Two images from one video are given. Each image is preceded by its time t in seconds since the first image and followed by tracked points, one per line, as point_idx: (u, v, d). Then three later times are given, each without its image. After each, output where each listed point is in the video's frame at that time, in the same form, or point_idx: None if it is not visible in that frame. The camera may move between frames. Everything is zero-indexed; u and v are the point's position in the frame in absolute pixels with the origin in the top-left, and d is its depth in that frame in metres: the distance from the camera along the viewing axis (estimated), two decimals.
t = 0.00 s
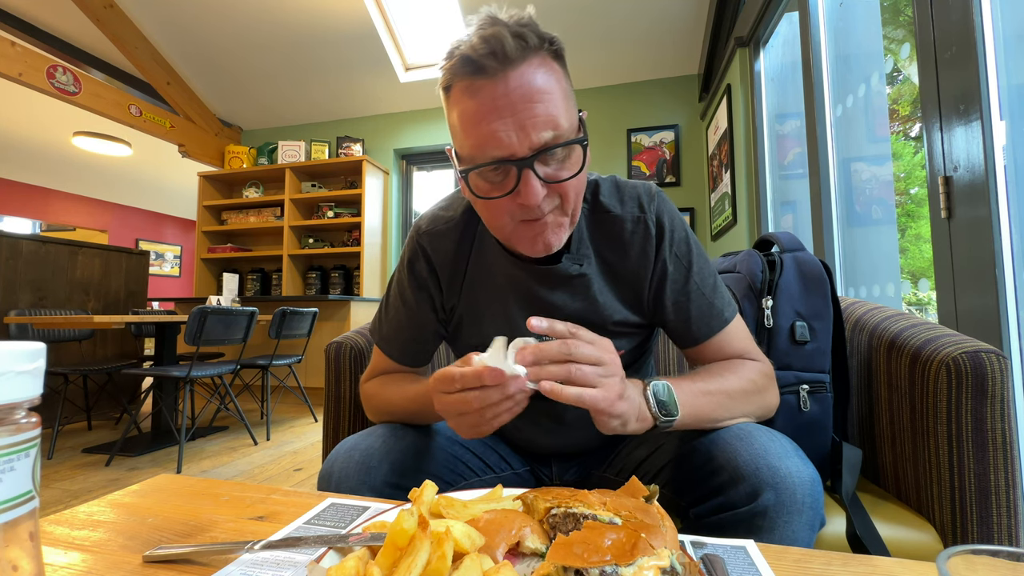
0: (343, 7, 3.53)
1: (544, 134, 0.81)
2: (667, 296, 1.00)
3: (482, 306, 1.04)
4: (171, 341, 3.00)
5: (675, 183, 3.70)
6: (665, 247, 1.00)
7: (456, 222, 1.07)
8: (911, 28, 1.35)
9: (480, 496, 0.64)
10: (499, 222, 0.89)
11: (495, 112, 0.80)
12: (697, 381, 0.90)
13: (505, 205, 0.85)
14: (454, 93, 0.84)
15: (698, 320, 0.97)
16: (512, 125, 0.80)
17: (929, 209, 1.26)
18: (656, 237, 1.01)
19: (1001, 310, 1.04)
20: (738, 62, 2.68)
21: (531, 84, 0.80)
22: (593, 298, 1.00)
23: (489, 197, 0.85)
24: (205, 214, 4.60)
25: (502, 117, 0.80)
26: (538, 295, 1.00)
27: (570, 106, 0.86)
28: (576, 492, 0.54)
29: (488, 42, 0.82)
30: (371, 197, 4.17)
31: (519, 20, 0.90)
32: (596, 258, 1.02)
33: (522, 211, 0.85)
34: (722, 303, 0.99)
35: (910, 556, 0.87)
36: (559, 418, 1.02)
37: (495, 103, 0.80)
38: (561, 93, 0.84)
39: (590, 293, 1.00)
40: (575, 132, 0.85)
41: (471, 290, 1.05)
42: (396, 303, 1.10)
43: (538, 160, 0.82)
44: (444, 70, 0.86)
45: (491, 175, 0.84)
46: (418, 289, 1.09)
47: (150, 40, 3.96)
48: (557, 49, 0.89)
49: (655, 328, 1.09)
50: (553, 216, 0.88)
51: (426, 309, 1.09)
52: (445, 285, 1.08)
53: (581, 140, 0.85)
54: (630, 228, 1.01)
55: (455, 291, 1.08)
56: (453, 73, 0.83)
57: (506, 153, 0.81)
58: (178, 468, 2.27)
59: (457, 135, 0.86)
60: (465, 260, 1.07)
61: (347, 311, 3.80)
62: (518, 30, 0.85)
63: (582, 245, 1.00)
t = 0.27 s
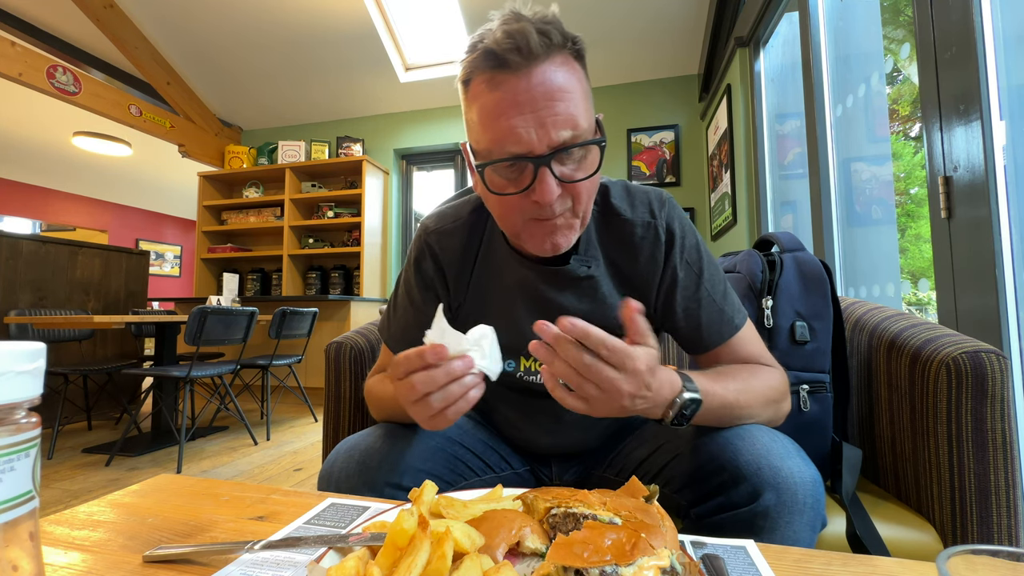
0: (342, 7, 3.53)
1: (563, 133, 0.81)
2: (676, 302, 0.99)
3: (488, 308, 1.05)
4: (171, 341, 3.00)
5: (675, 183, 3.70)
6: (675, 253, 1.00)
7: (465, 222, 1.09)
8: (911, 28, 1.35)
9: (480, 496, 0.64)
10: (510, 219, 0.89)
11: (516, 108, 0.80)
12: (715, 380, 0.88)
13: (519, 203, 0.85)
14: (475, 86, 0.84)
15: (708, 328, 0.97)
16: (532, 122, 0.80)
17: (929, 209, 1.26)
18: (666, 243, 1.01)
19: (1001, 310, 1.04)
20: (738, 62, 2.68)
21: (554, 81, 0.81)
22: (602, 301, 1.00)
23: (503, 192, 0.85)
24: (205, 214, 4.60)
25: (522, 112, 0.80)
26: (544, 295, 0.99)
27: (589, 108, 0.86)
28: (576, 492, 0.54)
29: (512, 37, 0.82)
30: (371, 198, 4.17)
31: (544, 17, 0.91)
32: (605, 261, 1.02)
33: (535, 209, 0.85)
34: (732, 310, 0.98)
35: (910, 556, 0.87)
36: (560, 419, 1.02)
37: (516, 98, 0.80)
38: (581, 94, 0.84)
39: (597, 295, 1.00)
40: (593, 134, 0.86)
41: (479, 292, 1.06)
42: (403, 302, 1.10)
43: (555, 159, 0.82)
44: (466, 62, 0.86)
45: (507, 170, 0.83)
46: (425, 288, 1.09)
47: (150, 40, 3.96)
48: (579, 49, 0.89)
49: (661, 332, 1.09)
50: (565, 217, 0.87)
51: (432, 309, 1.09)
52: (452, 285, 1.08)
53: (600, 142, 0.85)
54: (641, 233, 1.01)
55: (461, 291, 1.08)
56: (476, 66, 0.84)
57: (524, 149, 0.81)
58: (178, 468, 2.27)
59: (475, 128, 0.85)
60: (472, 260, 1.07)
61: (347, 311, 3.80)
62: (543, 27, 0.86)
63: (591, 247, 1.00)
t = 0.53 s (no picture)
0: (342, 7, 3.53)
1: (580, 130, 0.81)
2: (688, 305, 0.99)
3: (498, 308, 1.05)
4: (171, 341, 3.00)
5: (675, 183, 3.70)
6: (687, 256, 1.00)
7: (476, 218, 1.08)
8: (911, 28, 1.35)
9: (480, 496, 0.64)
10: (521, 215, 0.89)
11: (534, 103, 0.80)
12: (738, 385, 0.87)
13: (532, 198, 0.85)
14: (494, 78, 0.84)
15: (721, 332, 0.96)
16: (549, 117, 0.80)
17: (929, 209, 1.26)
18: (678, 247, 1.01)
19: (1001, 310, 1.04)
20: (738, 62, 2.68)
21: (575, 77, 0.81)
22: (612, 302, 1.00)
23: (517, 187, 0.85)
24: (205, 214, 4.60)
25: (540, 107, 0.80)
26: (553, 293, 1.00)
27: (606, 106, 0.86)
28: (576, 492, 0.54)
29: (534, 31, 0.83)
30: (371, 197, 4.17)
31: (565, 13, 0.91)
32: (616, 262, 1.02)
33: (548, 205, 0.85)
34: (744, 314, 0.97)
35: (910, 556, 0.87)
36: (561, 418, 1.02)
37: (535, 92, 0.80)
38: (600, 91, 0.84)
39: (609, 296, 1.00)
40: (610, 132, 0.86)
41: (488, 289, 1.06)
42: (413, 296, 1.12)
43: (571, 156, 0.82)
44: (486, 54, 0.86)
45: (523, 165, 0.84)
46: (435, 283, 1.10)
47: (150, 40, 3.96)
48: (600, 47, 0.90)
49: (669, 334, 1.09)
50: (578, 214, 0.87)
51: (440, 303, 1.09)
52: (461, 281, 1.08)
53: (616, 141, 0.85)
54: (653, 236, 1.01)
55: (470, 287, 1.08)
56: (496, 59, 0.84)
57: (540, 144, 0.81)
58: (178, 468, 2.27)
59: (491, 122, 0.86)
60: (481, 256, 1.07)
61: (347, 311, 3.80)
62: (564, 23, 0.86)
63: (603, 248, 1.01)
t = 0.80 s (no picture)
0: (342, 7, 3.53)
1: (581, 130, 0.81)
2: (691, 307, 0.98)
3: (501, 308, 1.05)
4: (171, 341, 3.00)
5: (675, 183, 3.70)
6: (690, 258, 1.00)
7: (481, 211, 1.09)
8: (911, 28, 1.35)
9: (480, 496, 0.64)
10: (521, 215, 0.89)
11: (536, 102, 0.80)
12: (743, 382, 0.87)
13: (533, 198, 0.85)
14: (497, 78, 0.85)
15: (723, 335, 0.95)
16: (550, 116, 0.80)
17: (929, 209, 1.26)
18: (681, 248, 1.01)
19: (1001, 310, 1.04)
20: (738, 62, 2.68)
21: (578, 77, 0.81)
22: (615, 302, 0.99)
23: (517, 185, 0.85)
24: (205, 214, 4.60)
25: (541, 106, 0.80)
26: (557, 292, 1.00)
27: (612, 107, 0.86)
28: (577, 492, 0.54)
29: (538, 30, 0.83)
30: (371, 197, 4.17)
31: (574, 13, 0.91)
32: (620, 262, 1.02)
33: (548, 204, 0.85)
34: (745, 317, 0.97)
35: (910, 556, 0.87)
36: (561, 418, 1.02)
37: (537, 91, 0.80)
38: (605, 91, 0.84)
39: (612, 297, 0.99)
40: (614, 134, 0.85)
41: (489, 286, 1.05)
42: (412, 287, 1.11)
43: (572, 156, 0.82)
44: (491, 54, 0.87)
45: (524, 164, 0.84)
46: (435, 274, 1.10)
47: (150, 39, 3.96)
48: (607, 48, 0.90)
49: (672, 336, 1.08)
50: (580, 213, 0.87)
51: (440, 294, 1.09)
52: (461, 273, 1.07)
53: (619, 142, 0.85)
54: (656, 237, 1.01)
55: (472, 280, 1.07)
56: (500, 58, 0.84)
57: (541, 143, 0.81)
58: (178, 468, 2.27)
59: (495, 121, 0.86)
60: (485, 251, 1.07)
61: (347, 311, 3.80)
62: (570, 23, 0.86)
63: (607, 249, 1.00)
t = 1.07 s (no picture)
0: (342, 7, 3.53)
1: (576, 135, 0.81)
2: (692, 307, 0.98)
3: (502, 308, 1.05)
4: (171, 341, 3.00)
5: (675, 183, 3.70)
6: (691, 259, 1.00)
7: (481, 209, 1.09)
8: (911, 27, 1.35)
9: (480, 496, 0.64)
10: (517, 218, 0.89)
11: (531, 106, 0.80)
12: (745, 381, 0.87)
13: (528, 201, 0.85)
14: (492, 81, 0.85)
15: (722, 335, 0.96)
16: (545, 121, 0.80)
17: (929, 209, 1.26)
18: (682, 249, 1.01)
19: (1001, 310, 1.04)
20: (738, 62, 2.68)
21: (574, 81, 0.81)
22: (616, 303, 0.99)
23: (513, 189, 0.85)
24: (205, 214, 4.60)
25: (536, 111, 0.80)
26: (558, 293, 1.00)
27: (610, 111, 0.86)
28: (577, 492, 0.54)
29: (535, 34, 0.83)
30: (371, 197, 4.17)
31: (572, 15, 0.91)
32: (620, 263, 1.02)
33: (542, 208, 0.85)
34: (746, 317, 0.98)
35: (909, 556, 0.87)
36: (561, 419, 1.03)
37: (532, 95, 0.80)
38: (602, 95, 0.84)
39: (612, 298, 0.99)
40: (610, 140, 0.85)
41: (491, 285, 1.05)
42: (412, 283, 1.10)
43: (566, 161, 0.82)
44: (488, 56, 0.87)
45: (519, 167, 0.84)
46: (435, 270, 1.10)
47: (150, 39, 3.96)
48: (605, 52, 0.90)
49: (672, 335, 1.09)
50: (575, 217, 0.87)
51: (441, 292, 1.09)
52: (462, 271, 1.07)
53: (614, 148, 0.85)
54: (657, 238, 1.01)
55: (473, 279, 1.07)
56: (496, 61, 0.84)
57: (535, 147, 0.81)
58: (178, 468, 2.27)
59: (491, 123, 0.86)
60: (485, 250, 1.07)
61: (347, 311, 3.80)
62: (566, 26, 0.86)
63: (608, 250, 1.01)
